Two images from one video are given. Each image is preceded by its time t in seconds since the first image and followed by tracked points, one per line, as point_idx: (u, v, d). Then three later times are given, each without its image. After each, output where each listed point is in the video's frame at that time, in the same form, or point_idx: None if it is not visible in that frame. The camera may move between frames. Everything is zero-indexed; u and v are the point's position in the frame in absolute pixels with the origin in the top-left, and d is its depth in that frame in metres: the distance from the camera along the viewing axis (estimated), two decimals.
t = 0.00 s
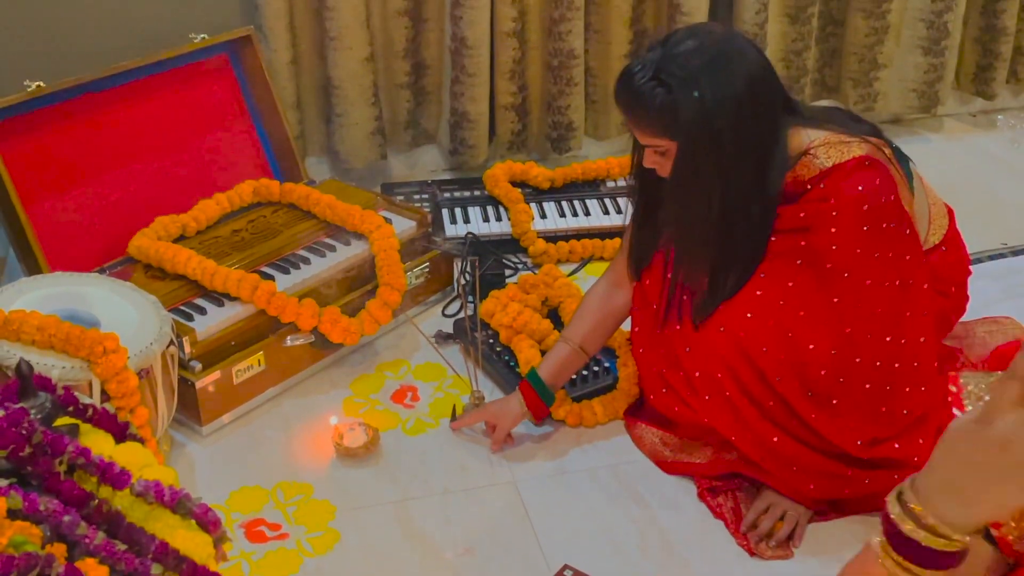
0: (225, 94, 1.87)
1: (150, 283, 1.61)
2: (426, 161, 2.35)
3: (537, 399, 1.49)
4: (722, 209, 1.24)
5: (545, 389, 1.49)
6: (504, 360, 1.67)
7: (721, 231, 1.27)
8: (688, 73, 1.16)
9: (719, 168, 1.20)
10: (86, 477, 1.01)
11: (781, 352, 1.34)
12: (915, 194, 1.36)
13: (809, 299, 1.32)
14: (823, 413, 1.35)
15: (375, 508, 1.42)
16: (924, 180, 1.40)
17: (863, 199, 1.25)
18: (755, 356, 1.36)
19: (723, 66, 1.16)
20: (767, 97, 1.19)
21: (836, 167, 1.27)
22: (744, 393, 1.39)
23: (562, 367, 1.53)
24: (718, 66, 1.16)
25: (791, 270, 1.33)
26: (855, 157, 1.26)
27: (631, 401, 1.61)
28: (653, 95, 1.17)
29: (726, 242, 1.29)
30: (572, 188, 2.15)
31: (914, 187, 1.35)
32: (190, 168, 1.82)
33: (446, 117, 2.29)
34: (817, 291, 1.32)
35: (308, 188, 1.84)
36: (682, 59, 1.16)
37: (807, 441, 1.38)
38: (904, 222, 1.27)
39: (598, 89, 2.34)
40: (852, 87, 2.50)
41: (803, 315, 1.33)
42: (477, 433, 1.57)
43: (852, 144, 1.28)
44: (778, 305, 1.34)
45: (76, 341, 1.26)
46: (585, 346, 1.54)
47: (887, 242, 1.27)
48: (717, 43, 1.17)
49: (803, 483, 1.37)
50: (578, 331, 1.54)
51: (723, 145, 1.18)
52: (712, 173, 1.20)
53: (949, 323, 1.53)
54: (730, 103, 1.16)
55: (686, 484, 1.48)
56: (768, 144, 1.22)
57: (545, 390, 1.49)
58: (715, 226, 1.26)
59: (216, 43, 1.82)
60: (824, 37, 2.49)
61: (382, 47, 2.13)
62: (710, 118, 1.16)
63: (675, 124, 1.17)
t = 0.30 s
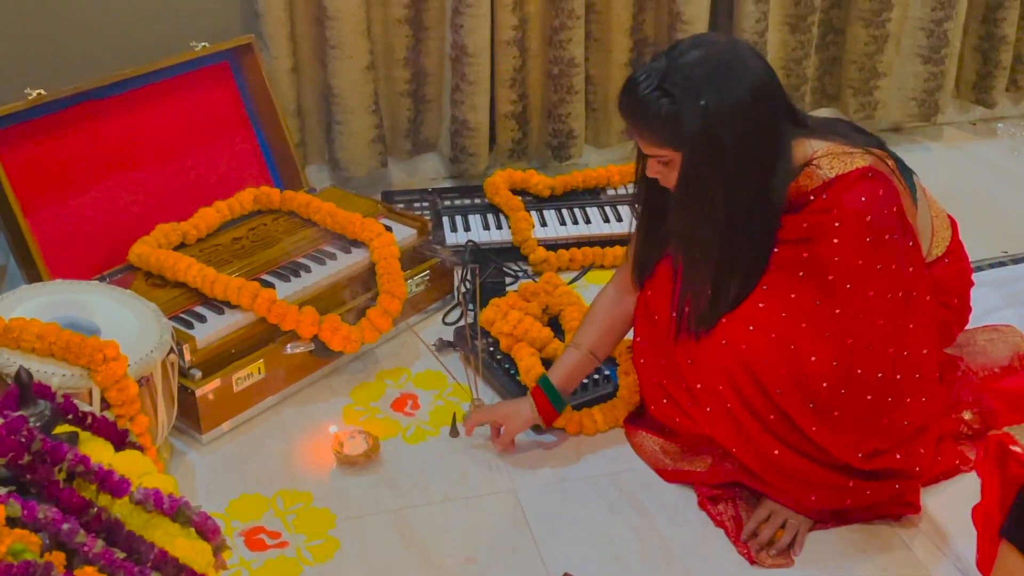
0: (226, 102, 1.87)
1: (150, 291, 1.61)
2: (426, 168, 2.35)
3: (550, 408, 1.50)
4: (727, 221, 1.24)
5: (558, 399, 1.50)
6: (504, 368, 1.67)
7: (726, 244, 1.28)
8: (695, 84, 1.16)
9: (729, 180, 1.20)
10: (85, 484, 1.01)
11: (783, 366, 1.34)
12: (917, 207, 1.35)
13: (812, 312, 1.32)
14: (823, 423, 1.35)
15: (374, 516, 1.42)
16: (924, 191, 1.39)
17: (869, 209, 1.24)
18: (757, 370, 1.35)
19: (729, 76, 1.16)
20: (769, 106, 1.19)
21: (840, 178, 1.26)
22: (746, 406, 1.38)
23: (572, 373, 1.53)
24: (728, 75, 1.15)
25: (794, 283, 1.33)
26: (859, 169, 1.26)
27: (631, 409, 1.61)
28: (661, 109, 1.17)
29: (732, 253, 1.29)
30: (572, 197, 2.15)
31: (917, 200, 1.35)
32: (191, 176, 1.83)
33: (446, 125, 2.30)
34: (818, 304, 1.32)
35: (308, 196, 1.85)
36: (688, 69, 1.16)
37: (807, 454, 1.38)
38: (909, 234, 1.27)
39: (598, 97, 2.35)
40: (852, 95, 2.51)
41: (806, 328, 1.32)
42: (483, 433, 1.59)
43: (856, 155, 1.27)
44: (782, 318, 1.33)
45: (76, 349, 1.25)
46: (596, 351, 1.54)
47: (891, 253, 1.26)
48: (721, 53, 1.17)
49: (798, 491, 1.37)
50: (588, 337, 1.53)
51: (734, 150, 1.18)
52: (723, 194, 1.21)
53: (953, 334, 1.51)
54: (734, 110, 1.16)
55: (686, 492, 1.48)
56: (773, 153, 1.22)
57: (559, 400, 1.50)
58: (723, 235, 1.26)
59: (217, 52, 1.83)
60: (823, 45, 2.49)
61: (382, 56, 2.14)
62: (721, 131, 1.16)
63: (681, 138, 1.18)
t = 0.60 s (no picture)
0: (227, 107, 1.88)
1: (151, 296, 1.61)
2: (427, 174, 2.35)
3: (528, 435, 1.47)
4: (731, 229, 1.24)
5: (538, 428, 1.46)
6: (505, 373, 1.67)
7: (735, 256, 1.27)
8: (698, 87, 1.15)
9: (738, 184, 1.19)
10: (86, 489, 1.01)
11: (791, 380, 1.34)
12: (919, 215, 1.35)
13: (817, 323, 1.31)
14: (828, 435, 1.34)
15: (375, 520, 1.42)
16: (925, 198, 1.39)
17: (870, 216, 1.23)
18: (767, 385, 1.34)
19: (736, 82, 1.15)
20: (775, 106, 1.19)
21: (841, 183, 1.25)
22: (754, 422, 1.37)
23: (557, 403, 1.46)
24: (732, 78, 1.15)
25: (798, 296, 1.32)
26: (859, 174, 1.25)
27: (632, 415, 1.60)
28: (664, 112, 1.16)
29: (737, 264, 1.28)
30: (574, 202, 2.15)
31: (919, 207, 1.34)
32: (192, 182, 1.83)
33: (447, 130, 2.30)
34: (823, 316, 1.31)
35: (309, 201, 1.85)
36: (691, 71, 1.15)
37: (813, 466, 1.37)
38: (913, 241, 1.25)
39: (599, 102, 2.35)
40: (853, 100, 2.51)
41: (812, 339, 1.32)
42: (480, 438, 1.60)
43: (856, 161, 1.27)
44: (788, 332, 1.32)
45: (77, 354, 1.25)
46: (587, 379, 1.48)
47: (894, 260, 1.25)
48: (725, 56, 1.16)
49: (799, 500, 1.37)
50: (575, 364, 1.47)
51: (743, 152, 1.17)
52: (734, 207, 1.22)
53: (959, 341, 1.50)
54: (739, 113, 1.15)
55: (686, 497, 1.48)
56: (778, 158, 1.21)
57: (538, 429, 1.46)
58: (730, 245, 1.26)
59: (218, 57, 1.83)
60: (824, 50, 2.50)
61: (383, 61, 2.14)
62: (725, 136, 1.16)
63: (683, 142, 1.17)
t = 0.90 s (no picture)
0: (229, 110, 1.88)
1: (153, 299, 1.61)
2: (428, 177, 2.35)
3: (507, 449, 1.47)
4: (737, 257, 1.20)
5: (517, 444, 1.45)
6: (507, 376, 1.67)
7: (746, 275, 1.22)
8: (697, 102, 1.11)
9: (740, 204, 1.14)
10: (88, 493, 1.01)
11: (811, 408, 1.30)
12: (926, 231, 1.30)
13: (832, 348, 1.26)
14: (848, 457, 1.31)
15: (377, 524, 1.42)
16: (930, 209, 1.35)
17: (881, 231, 1.19)
18: (785, 412, 1.31)
19: (738, 95, 1.11)
20: (783, 119, 1.14)
21: (849, 199, 1.20)
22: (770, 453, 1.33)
23: (539, 423, 1.43)
24: (730, 93, 1.10)
25: (812, 322, 1.26)
26: (868, 188, 1.20)
27: (634, 417, 1.60)
28: (659, 126, 1.12)
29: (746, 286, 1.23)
30: (575, 205, 2.15)
31: (925, 222, 1.30)
32: (195, 185, 1.83)
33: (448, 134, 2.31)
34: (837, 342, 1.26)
35: (311, 204, 1.85)
36: (691, 88, 1.11)
37: (825, 485, 1.35)
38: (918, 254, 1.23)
39: (600, 105, 2.35)
40: (854, 103, 2.51)
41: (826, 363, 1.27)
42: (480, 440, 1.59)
43: (864, 174, 1.22)
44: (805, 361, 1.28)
45: (79, 357, 1.25)
46: (569, 402, 1.42)
47: (903, 276, 1.22)
48: (727, 71, 1.12)
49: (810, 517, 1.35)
50: (559, 387, 1.41)
51: (749, 171, 1.12)
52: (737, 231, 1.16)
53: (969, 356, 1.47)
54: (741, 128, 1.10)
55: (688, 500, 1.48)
56: (785, 173, 1.17)
57: (516, 444, 1.45)
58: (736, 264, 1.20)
59: (219, 61, 1.83)
60: (825, 53, 2.50)
61: (385, 65, 2.15)
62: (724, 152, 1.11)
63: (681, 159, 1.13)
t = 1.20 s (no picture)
0: (232, 112, 1.88)
1: (156, 300, 1.61)
2: (430, 179, 2.35)
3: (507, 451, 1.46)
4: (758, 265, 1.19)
5: (517, 448, 1.45)
6: (510, 376, 1.67)
7: (765, 288, 1.21)
8: (735, 100, 1.09)
9: (759, 205, 1.14)
10: (92, 493, 1.01)
11: (829, 427, 1.28)
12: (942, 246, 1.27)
13: (851, 369, 1.24)
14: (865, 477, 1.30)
15: (380, 525, 1.42)
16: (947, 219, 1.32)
17: (900, 245, 1.17)
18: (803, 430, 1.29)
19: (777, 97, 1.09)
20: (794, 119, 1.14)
21: (867, 211, 1.18)
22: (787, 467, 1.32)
23: (539, 427, 1.43)
24: (764, 95, 1.08)
25: (829, 341, 1.24)
26: (885, 201, 1.18)
27: (637, 419, 1.60)
28: (694, 127, 1.10)
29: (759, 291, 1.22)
30: (578, 206, 2.15)
31: (941, 235, 1.27)
32: (198, 186, 1.83)
33: (451, 135, 2.31)
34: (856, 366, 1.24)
35: (313, 206, 1.85)
36: (729, 83, 1.09)
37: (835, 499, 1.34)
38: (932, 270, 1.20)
39: (603, 106, 2.35)
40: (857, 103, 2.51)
41: (843, 380, 1.25)
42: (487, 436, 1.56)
43: (882, 185, 1.19)
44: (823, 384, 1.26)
45: (82, 358, 1.25)
46: (569, 407, 1.41)
47: (921, 293, 1.20)
48: (768, 71, 1.10)
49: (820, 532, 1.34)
50: (561, 391, 1.41)
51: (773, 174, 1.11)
52: (754, 237, 1.15)
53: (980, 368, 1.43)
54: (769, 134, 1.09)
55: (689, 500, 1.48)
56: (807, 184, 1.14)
57: (515, 446, 1.45)
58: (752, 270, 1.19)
59: (222, 62, 1.83)
60: (828, 54, 2.50)
61: (387, 65, 2.15)
62: (751, 159, 1.10)
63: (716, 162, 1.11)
